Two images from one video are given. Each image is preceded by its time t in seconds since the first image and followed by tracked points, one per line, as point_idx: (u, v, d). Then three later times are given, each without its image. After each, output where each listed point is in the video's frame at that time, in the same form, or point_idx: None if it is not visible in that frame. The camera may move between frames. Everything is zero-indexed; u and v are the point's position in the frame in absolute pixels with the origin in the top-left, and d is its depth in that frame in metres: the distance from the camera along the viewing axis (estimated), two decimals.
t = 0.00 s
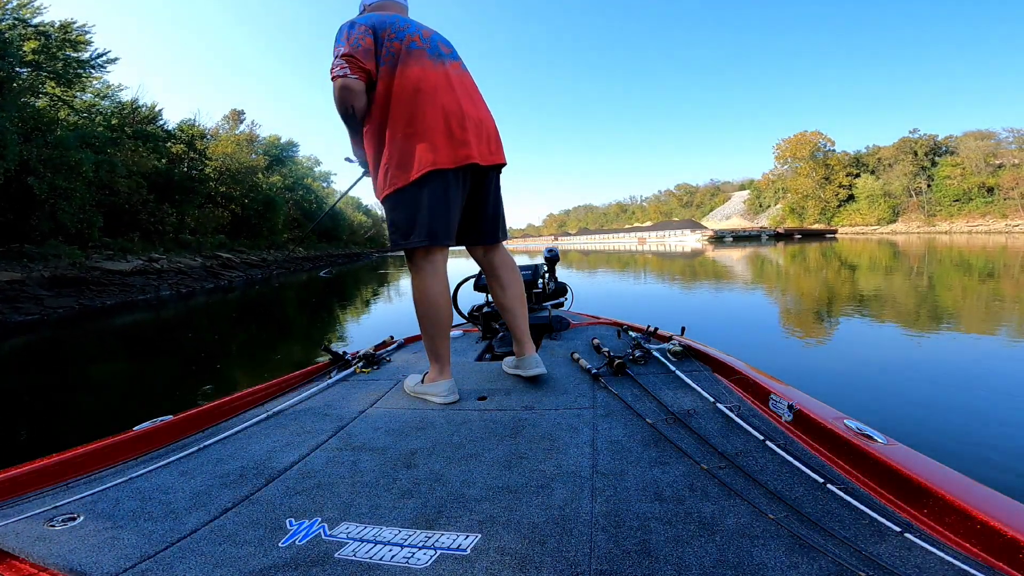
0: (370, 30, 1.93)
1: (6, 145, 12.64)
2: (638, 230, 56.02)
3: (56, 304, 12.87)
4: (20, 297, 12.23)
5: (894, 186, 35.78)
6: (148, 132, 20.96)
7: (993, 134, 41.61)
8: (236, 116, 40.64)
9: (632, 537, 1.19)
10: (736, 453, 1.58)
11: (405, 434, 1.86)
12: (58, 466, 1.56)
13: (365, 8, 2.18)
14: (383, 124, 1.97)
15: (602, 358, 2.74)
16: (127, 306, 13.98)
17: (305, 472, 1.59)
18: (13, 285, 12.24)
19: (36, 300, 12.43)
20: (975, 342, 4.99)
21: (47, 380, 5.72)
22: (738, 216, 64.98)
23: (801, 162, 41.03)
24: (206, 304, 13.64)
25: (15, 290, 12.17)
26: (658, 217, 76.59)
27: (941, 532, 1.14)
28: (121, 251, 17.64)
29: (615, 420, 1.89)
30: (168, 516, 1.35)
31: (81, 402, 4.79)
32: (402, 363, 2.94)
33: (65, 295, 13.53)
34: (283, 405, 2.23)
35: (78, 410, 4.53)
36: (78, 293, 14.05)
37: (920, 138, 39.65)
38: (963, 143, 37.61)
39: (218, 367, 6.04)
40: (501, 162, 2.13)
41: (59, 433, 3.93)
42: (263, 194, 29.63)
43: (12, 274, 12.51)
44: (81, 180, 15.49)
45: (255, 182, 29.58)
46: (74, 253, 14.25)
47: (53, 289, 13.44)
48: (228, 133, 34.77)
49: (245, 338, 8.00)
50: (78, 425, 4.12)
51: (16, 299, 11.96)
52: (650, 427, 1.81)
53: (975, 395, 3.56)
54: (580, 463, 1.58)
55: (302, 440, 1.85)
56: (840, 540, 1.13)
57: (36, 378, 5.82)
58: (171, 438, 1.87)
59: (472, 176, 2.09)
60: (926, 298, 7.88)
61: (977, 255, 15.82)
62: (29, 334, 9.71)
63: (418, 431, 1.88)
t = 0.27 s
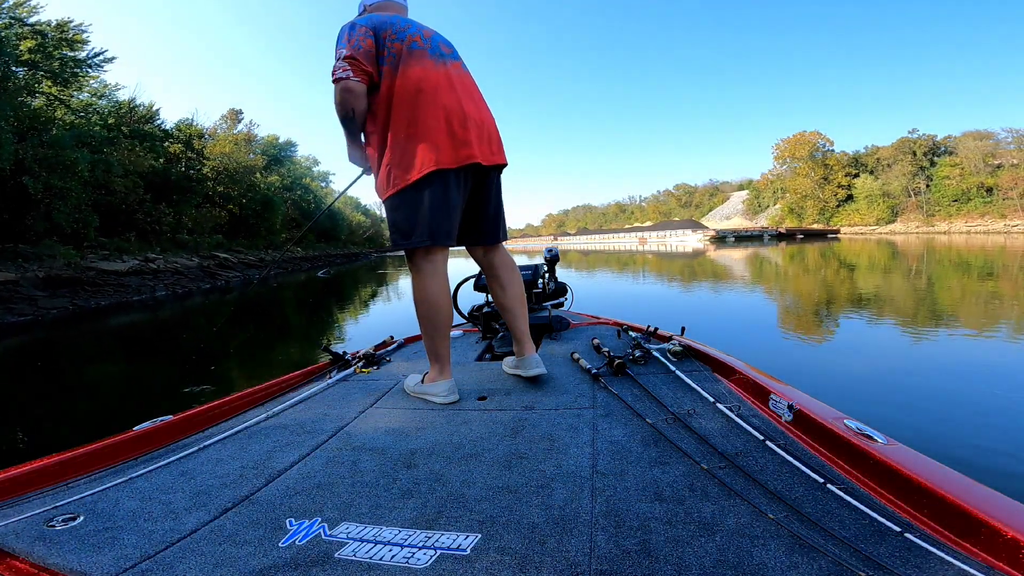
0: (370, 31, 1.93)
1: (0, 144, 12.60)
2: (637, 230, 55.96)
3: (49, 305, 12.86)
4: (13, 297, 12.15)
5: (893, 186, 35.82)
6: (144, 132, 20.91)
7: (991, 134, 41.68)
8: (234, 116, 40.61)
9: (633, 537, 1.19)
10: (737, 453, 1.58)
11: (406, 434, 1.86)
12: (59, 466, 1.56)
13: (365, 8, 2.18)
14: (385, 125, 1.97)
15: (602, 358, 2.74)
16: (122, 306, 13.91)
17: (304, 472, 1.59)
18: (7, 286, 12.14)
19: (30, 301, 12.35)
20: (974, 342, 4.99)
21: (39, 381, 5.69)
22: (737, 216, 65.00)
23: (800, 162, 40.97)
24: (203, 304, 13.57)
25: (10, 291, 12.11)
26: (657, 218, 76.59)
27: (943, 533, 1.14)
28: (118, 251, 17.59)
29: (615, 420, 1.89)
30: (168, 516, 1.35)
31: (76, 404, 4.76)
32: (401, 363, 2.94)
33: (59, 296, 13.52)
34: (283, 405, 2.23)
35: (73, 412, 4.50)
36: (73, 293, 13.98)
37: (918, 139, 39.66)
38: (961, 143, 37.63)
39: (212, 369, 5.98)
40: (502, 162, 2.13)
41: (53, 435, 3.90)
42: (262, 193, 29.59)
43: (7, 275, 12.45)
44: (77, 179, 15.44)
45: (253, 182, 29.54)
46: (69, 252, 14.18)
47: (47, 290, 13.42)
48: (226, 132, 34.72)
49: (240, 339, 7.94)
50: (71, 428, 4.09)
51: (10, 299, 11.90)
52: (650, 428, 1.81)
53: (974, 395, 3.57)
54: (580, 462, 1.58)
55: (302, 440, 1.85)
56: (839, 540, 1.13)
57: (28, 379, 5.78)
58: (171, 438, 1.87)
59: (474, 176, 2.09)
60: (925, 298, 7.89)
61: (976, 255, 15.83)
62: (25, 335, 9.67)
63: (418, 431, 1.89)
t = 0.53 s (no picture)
0: (371, 31, 1.93)
1: None
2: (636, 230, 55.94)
3: (42, 306, 12.83)
4: (7, 298, 12.10)
5: (891, 186, 35.85)
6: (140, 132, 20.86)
7: (990, 134, 41.70)
8: (233, 116, 40.59)
9: (633, 537, 1.19)
10: (736, 453, 1.59)
11: (406, 434, 1.86)
12: (59, 466, 1.56)
13: (365, 9, 2.18)
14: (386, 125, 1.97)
15: (602, 358, 2.74)
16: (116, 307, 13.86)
17: (304, 472, 1.59)
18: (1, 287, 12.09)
19: (23, 302, 12.30)
20: (972, 342, 5.00)
21: (28, 384, 5.64)
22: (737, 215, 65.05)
23: (798, 162, 40.96)
24: (199, 305, 13.55)
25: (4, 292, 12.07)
26: (656, 218, 76.61)
27: (943, 533, 1.14)
28: (114, 252, 17.56)
29: (615, 420, 1.89)
30: (168, 516, 1.35)
31: (70, 405, 4.75)
32: (401, 363, 2.94)
33: (52, 296, 13.48)
34: (283, 405, 2.23)
35: (67, 414, 4.49)
36: (66, 294, 13.92)
37: (917, 138, 39.67)
38: (960, 143, 37.65)
39: (202, 372, 5.90)
40: (503, 162, 2.14)
41: (46, 437, 3.88)
42: (260, 194, 29.56)
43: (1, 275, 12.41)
44: (72, 179, 15.41)
45: (251, 182, 29.52)
46: (63, 253, 14.13)
47: (41, 290, 13.38)
48: (224, 132, 34.69)
49: (235, 340, 7.89)
50: (64, 430, 4.07)
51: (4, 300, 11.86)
52: (650, 428, 1.81)
53: (974, 395, 3.57)
54: (580, 462, 1.58)
55: (302, 440, 1.85)
56: (840, 540, 1.13)
57: (18, 381, 5.74)
58: (171, 438, 1.87)
59: (474, 175, 2.09)
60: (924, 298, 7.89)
61: (974, 255, 15.84)
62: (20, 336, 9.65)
63: (418, 430, 1.89)
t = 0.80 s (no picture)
0: (372, 29, 1.93)
1: None
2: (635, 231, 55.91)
3: (36, 307, 12.78)
4: None
5: (890, 185, 35.90)
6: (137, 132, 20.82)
7: (989, 134, 41.72)
8: (231, 116, 40.58)
9: (633, 537, 1.19)
10: (737, 453, 1.59)
11: (406, 434, 1.86)
12: (59, 466, 1.56)
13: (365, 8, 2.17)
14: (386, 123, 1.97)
15: (602, 358, 2.74)
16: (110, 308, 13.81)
17: (304, 472, 1.59)
18: None
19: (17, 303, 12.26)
20: (970, 342, 5.00)
21: (21, 386, 5.59)
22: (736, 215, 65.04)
23: (797, 162, 40.95)
24: (197, 306, 13.52)
25: None
26: (654, 217, 76.62)
27: (943, 533, 1.14)
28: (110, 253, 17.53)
29: (616, 420, 1.89)
30: (168, 516, 1.35)
31: (64, 407, 4.73)
32: (400, 363, 2.93)
33: (46, 297, 13.40)
34: (283, 405, 2.23)
35: (62, 415, 4.47)
36: (61, 295, 13.87)
37: (916, 138, 39.67)
38: (958, 143, 37.67)
39: (197, 374, 5.85)
40: (502, 163, 2.14)
41: (41, 439, 3.87)
42: (257, 194, 29.54)
43: None
44: (67, 179, 15.37)
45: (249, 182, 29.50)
46: (58, 253, 14.07)
47: (34, 291, 13.29)
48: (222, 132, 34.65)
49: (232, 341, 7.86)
50: (58, 432, 4.05)
51: None
52: (650, 428, 1.81)
53: (973, 395, 3.57)
54: (580, 463, 1.58)
55: (302, 440, 1.85)
56: (840, 540, 1.13)
57: (11, 383, 5.69)
58: (171, 439, 1.87)
59: (473, 175, 2.09)
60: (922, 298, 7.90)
61: (973, 254, 15.85)
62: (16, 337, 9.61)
63: (418, 431, 1.88)
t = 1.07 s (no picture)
0: (362, 34, 1.95)
1: None
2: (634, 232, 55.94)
3: (30, 308, 12.72)
4: None
5: (889, 185, 36.02)
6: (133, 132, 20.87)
7: (988, 133, 41.74)
8: (228, 116, 40.63)
9: (633, 537, 1.19)
10: (736, 452, 1.59)
11: (406, 434, 1.86)
12: (60, 465, 1.56)
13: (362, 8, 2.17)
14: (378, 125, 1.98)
15: (602, 358, 2.74)
16: (106, 309, 13.78)
17: (304, 472, 1.59)
18: None
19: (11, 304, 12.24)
20: (969, 342, 5.01)
21: (16, 388, 5.56)
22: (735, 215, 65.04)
23: (795, 162, 40.97)
24: (194, 307, 13.51)
25: None
26: (654, 218, 76.67)
27: (945, 534, 1.14)
28: (106, 253, 17.52)
29: (616, 420, 1.89)
30: (169, 516, 1.35)
31: (60, 409, 4.71)
32: (401, 363, 2.93)
33: (40, 298, 13.30)
34: (284, 405, 2.23)
35: (58, 417, 4.45)
36: (55, 296, 13.82)
37: (914, 138, 39.71)
38: (957, 143, 37.70)
39: (193, 375, 5.82)
40: (498, 160, 2.11)
41: (36, 441, 3.84)
42: (255, 194, 29.55)
43: None
44: (63, 179, 15.37)
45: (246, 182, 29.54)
46: (53, 254, 14.05)
47: (28, 292, 13.19)
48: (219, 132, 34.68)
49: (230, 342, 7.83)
50: (53, 433, 4.03)
51: None
52: (650, 428, 1.81)
53: (974, 395, 3.57)
54: (581, 462, 1.58)
55: (302, 440, 1.85)
56: (838, 540, 1.14)
57: (5, 385, 5.66)
58: (171, 438, 1.87)
59: (468, 175, 2.07)
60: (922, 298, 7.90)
61: (972, 254, 15.86)
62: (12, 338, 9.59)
63: (418, 431, 1.88)
